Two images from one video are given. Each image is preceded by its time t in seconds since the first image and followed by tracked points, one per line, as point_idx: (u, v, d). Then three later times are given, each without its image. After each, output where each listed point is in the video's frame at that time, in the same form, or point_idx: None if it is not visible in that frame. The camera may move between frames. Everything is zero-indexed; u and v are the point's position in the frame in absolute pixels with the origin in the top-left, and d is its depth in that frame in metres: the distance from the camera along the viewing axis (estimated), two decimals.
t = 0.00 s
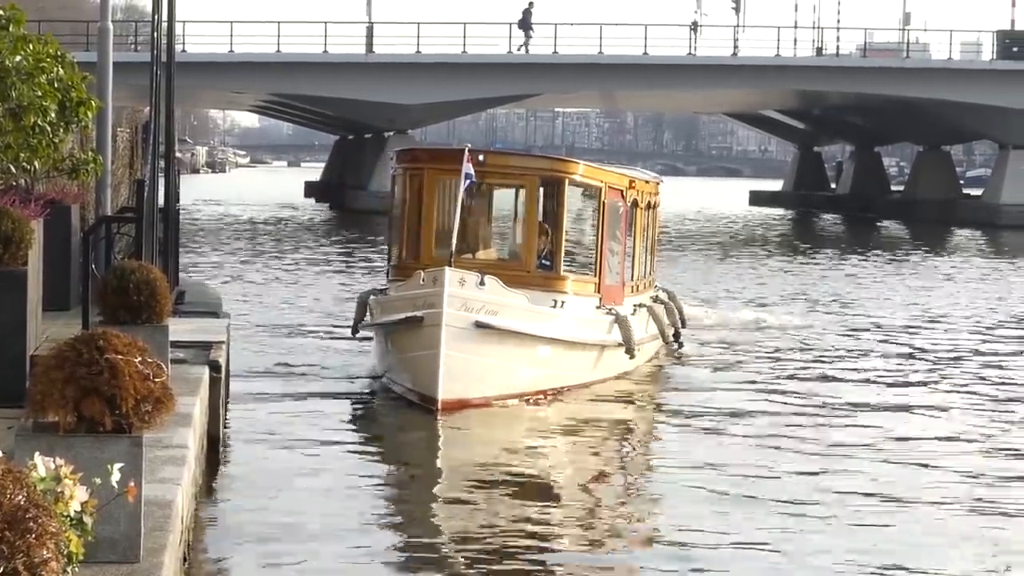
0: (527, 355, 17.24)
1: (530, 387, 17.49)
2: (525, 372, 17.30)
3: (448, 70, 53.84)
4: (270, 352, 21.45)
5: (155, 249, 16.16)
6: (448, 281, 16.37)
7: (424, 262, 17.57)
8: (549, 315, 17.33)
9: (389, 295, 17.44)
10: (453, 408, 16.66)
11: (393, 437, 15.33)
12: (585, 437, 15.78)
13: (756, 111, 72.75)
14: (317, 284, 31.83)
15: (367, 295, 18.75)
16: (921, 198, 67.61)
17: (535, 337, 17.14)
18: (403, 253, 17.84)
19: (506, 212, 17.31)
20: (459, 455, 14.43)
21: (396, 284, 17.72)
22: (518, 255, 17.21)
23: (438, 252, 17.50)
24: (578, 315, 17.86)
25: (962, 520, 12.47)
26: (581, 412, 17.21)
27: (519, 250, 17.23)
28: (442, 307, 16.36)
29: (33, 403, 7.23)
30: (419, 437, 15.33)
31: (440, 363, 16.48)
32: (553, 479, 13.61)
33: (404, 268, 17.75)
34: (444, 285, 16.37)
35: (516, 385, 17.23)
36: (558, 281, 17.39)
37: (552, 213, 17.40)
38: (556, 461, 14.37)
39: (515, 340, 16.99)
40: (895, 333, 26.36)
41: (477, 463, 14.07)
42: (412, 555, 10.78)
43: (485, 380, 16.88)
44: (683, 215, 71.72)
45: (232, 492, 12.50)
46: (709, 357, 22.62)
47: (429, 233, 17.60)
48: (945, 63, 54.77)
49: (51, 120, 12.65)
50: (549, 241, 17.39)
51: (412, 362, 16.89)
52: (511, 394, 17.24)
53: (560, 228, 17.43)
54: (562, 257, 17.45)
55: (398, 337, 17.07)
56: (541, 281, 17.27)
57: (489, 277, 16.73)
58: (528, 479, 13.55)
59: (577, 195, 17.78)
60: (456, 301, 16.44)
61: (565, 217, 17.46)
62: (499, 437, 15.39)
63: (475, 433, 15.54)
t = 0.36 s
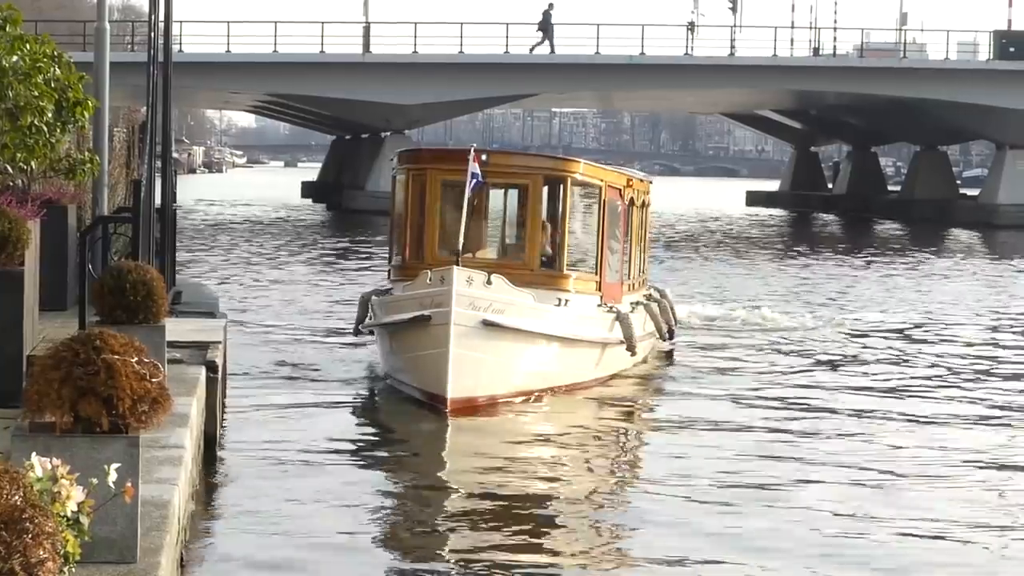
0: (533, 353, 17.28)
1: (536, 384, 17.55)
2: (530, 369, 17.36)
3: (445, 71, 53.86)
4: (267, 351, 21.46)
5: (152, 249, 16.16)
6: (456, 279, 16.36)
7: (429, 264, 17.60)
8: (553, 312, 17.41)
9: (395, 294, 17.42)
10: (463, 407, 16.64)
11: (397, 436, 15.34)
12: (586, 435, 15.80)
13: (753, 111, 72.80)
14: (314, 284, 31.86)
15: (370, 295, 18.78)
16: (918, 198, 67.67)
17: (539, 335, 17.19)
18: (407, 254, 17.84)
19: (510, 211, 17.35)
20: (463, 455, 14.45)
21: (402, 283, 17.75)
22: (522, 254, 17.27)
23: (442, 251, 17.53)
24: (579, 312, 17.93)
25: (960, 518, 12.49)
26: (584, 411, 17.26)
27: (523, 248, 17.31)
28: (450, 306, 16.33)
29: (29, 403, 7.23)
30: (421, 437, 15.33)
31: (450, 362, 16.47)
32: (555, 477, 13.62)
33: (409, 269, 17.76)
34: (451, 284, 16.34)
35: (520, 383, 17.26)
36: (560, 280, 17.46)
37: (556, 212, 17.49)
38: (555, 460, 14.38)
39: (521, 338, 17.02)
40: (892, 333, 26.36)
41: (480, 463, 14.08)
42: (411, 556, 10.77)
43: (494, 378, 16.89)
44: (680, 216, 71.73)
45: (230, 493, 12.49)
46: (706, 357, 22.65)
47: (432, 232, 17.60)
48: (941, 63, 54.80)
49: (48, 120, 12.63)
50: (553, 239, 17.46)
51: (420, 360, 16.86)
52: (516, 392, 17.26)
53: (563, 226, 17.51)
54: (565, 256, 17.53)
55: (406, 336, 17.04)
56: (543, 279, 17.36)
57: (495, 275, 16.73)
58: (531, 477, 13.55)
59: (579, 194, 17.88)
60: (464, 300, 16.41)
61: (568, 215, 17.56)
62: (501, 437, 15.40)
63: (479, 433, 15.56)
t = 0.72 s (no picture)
0: (538, 351, 17.29)
1: (540, 382, 17.57)
2: (536, 366, 17.37)
3: (440, 71, 53.85)
4: (260, 351, 21.44)
5: (147, 249, 16.15)
6: (463, 279, 16.32)
7: (432, 264, 17.63)
8: (557, 310, 17.43)
9: (400, 294, 17.39)
10: (471, 406, 16.64)
11: (395, 436, 15.32)
12: (588, 433, 15.79)
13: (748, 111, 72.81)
14: (309, 284, 31.84)
15: (373, 294, 18.76)
16: (913, 197, 67.70)
17: (543, 333, 17.21)
18: (409, 255, 17.86)
19: (512, 210, 17.39)
20: (464, 454, 14.44)
21: (404, 284, 17.75)
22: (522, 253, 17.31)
23: (445, 251, 17.56)
24: (581, 309, 17.96)
25: (955, 516, 12.51)
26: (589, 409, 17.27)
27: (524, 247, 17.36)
28: (458, 305, 16.30)
29: (24, 402, 7.22)
30: (421, 436, 15.32)
31: (458, 361, 16.45)
32: (553, 476, 13.60)
33: (412, 269, 17.77)
34: (459, 283, 16.31)
35: (527, 380, 17.27)
36: (562, 278, 17.50)
37: (558, 210, 17.54)
38: (554, 459, 14.37)
39: (527, 337, 17.02)
40: (888, 333, 26.34)
41: (479, 463, 14.06)
42: (407, 555, 10.75)
43: (501, 376, 16.89)
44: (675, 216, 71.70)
45: (227, 493, 12.47)
46: (701, 356, 22.66)
47: (434, 232, 17.61)
48: (937, 63, 54.81)
49: (42, 120, 12.59)
50: (554, 237, 17.51)
51: (427, 359, 16.84)
52: (522, 389, 17.27)
53: (565, 224, 17.56)
54: (566, 254, 17.57)
55: (412, 335, 17.02)
56: (544, 278, 17.37)
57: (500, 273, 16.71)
58: (530, 476, 13.54)
59: (579, 193, 17.92)
60: (471, 299, 16.38)
61: (569, 214, 17.60)
62: (501, 437, 15.38)
63: (482, 432, 15.56)
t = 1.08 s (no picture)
0: (540, 350, 17.39)
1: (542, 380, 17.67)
2: (539, 366, 17.46)
3: (433, 70, 53.85)
4: (254, 351, 21.43)
5: (139, 249, 16.15)
6: (468, 278, 16.42)
7: (432, 264, 17.70)
8: (558, 309, 17.55)
9: (402, 294, 17.45)
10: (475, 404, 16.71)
11: (390, 435, 15.34)
12: (584, 431, 15.84)
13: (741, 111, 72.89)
14: (302, 284, 31.84)
15: (370, 294, 18.82)
16: (905, 197, 67.74)
17: (545, 332, 17.32)
18: (409, 254, 17.93)
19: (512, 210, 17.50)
20: (463, 453, 14.48)
21: (405, 283, 17.81)
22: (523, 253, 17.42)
23: (446, 250, 17.63)
24: (582, 308, 18.07)
25: (949, 517, 12.52)
26: (590, 405, 17.35)
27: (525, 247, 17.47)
28: (464, 305, 16.39)
29: (16, 403, 7.25)
30: (418, 435, 15.34)
31: (463, 360, 16.54)
32: (548, 475, 13.61)
33: (412, 268, 17.84)
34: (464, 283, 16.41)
35: (529, 380, 17.36)
36: (562, 277, 17.62)
37: (557, 210, 17.65)
38: (551, 458, 14.40)
39: (530, 336, 17.13)
40: (882, 332, 26.35)
41: (478, 462, 14.09)
42: (399, 554, 10.77)
43: (505, 374, 16.98)
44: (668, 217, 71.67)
45: (220, 494, 12.47)
46: (693, 356, 22.67)
47: (435, 231, 17.68)
48: (930, 63, 54.84)
49: (35, 119, 12.51)
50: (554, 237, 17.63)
51: (431, 358, 16.91)
52: (525, 388, 17.36)
53: (564, 225, 17.67)
54: (566, 253, 17.69)
55: (416, 334, 17.09)
56: (544, 277, 17.50)
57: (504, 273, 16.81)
58: (525, 475, 13.56)
59: (578, 193, 18.03)
60: (476, 299, 16.47)
61: (569, 214, 17.72)
62: (498, 435, 15.40)
63: (482, 430, 15.60)
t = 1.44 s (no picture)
0: (542, 349, 17.43)
1: (544, 380, 17.70)
2: (541, 364, 17.50)
3: (426, 70, 53.85)
4: (247, 351, 21.41)
5: (132, 248, 16.14)
6: (475, 278, 16.42)
7: (434, 263, 17.73)
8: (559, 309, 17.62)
9: (405, 293, 17.44)
10: (481, 403, 16.72)
11: (384, 435, 15.32)
12: (587, 432, 15.83)
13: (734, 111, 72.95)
14: (295, 283, 31.82)
15: (370, 294, 18.81)
16: (898, 197, 67.82)
17: (548, 331, 17.37)
18: (410, 253, 17.95)
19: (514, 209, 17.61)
20: (466, 453, 14.47)
21: (407, 282, 17.81)
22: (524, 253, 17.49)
23: (448, 249, 17.68)
24: (582, 307, 18.13)
25: (943, 517, 12.52)
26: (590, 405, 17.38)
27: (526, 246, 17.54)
28: (471, 305, 16.39)
29: (10, 403, 7.25)
30: (418, 435, 15.33)
31: (470, 360, 16.54)
32: (546, 476, 13.61)
33: (413, 267, 17.85)
34: (471, 282, 16.41)
35: (532, 378, 17.39)
36: (562, 277, 17.70)
37: (559, 211, 17.78)
38: (549, 459, 14.39)
39: (534, 333, 17.16)
40: (874, 331, 26.37)
41: (481, 462, 14.09)
42: (394, 555, 10.76)
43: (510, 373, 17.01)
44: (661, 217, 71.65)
45: (213, 493, 12.46)
46: (687, 356, 22.67)
47: (437, 231, 17.71)
48: (923, 63, 54.89)
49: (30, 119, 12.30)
50: (555, 236, 17.74)
51: (437, 358, 16.91)
52: (527, 388, 17.40)
53: (565, 224, 17.78)
54: (567, 253, 17.79)
55: (421, 333, 17.09)
56: (545, 276, 17.58)
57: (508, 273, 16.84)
58: (524, 476, 13.55)
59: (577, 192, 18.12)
60: (483, 298, 16.48)
61: (569, 213, 17.80)
62: (501, 435, 15.40)
63: (486, 431, 15.59)
